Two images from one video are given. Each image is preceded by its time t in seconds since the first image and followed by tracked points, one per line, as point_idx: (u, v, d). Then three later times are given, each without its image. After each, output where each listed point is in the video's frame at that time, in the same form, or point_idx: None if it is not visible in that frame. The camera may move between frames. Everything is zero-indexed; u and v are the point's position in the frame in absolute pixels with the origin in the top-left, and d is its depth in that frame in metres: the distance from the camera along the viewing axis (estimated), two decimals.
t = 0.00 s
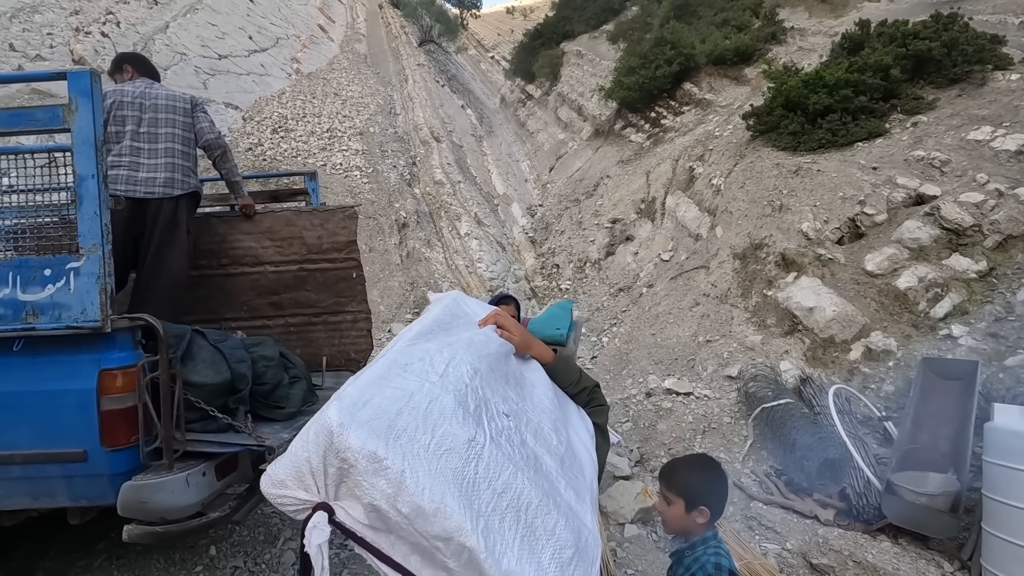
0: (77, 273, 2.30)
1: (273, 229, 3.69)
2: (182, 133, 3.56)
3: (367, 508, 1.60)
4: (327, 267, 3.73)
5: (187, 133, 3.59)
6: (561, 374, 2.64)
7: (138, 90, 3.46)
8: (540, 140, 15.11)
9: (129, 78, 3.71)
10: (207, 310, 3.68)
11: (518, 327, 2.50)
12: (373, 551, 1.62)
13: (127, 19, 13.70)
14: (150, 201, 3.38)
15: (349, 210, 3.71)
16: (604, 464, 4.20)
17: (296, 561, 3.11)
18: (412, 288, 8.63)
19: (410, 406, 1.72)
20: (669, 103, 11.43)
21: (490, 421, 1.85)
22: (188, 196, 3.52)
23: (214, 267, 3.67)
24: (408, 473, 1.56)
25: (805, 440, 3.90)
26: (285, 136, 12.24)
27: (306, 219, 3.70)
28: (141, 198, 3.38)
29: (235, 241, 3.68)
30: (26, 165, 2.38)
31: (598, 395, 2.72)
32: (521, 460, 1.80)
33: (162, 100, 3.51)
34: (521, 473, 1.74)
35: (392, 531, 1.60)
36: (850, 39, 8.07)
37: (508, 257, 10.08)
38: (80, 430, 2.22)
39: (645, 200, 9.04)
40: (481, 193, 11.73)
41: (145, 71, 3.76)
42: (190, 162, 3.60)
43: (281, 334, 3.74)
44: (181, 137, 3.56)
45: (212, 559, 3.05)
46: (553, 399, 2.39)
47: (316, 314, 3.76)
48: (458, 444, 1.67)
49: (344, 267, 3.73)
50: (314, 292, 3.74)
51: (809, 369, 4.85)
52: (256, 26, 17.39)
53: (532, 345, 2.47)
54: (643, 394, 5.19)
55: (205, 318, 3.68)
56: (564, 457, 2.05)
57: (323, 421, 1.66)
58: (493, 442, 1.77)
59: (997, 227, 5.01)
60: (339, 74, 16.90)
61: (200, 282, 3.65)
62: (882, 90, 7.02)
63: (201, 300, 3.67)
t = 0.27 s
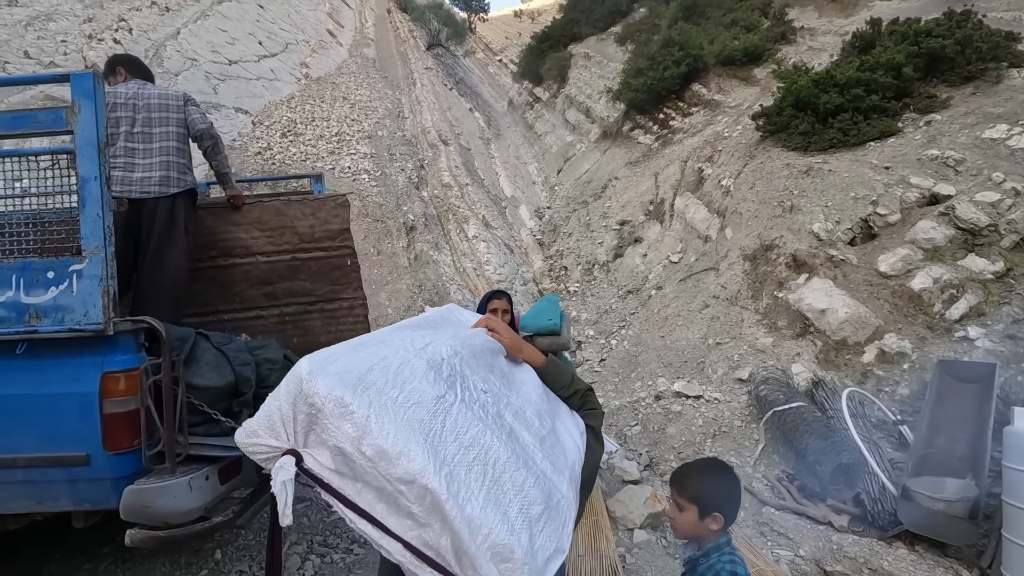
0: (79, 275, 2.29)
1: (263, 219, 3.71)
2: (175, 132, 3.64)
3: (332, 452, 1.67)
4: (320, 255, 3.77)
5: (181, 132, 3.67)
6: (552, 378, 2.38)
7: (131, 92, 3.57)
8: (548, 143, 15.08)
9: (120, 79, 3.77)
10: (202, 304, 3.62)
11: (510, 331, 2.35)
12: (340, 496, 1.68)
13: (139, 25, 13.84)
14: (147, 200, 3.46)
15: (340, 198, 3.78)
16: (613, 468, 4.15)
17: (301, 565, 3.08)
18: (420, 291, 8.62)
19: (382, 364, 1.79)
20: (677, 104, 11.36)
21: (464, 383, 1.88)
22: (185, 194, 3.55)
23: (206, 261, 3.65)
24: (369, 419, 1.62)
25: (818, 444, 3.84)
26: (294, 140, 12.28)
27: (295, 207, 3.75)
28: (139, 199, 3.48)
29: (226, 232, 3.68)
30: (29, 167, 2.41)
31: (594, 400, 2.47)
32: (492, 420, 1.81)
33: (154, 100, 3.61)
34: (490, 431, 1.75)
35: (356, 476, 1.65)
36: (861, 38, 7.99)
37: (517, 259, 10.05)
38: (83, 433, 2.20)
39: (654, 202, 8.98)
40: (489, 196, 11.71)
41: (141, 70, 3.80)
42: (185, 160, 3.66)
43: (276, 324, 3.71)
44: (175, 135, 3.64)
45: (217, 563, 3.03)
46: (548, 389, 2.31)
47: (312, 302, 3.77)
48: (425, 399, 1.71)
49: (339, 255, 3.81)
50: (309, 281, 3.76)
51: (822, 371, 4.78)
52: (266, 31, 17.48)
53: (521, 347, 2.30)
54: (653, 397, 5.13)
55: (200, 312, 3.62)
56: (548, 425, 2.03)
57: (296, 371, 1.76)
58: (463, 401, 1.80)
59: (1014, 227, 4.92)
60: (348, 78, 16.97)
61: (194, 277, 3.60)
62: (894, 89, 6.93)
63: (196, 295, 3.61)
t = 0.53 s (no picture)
0: (71, 275, 2.25)
1: (242, 205, 3.82)
2: (157, 125, 3.58)
3: (249, 423, 1.70)
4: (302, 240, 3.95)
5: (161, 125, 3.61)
6: (522, 377, 2.42)
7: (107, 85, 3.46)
8: (557, 145, 15.01)
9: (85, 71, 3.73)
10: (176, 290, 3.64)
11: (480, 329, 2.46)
12: (255, 468, 1.70)
13: (152, 33, 14.00)
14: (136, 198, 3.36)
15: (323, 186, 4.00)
16: (620, 472, 4.08)
17: (301, 570, 3.02)
18: (428, 293, 8.59)
19: (313, 347, 1.85)
20: (687, 105, 11.26)
21: (401, 368, 1.92)
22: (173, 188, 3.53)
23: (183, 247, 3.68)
24: (289, 391, 1.67)
25: (829, 448, 3.74)
26: (303, 144, 12.32)
27: (275, 194, 3.90)
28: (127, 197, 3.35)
29: (200, 216, 3.75)
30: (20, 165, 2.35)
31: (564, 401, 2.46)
32: (422, 404, 1.84)
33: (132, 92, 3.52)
34: (413, 413, 1.77)
35: (273, 449, 1.68)
36: (874, 35, 7.88)
37: (525, 261, 9.99)
38: (76, 434, 2.16)
39: (663, 203, 8.89)
40: (497, 198, 11.66)
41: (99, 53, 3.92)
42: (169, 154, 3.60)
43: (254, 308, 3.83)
44: (157, 129, 3.58)
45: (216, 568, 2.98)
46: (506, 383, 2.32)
47: (292, 287, 3.94)
48: (350, 379, 1.75)
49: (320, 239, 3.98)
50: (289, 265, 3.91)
51: (834, 374, 4.67)
52: (276, 37, 17.59)
53: (491, 345, 2.40)
54: (661, 400, 5.04)
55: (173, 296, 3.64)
56: (489, 413, 2.03)
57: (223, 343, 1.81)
58: (392, 385, 1.83)
59: None
60: (357, 82, 17.01)
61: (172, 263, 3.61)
62: (908, 87, 6.82)
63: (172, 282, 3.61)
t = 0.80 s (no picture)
0: (53, 272, 2.37)
1: (208, 202, 3.66)
2: (129, 121, 3.56)
3: (148, 409, 1.38)
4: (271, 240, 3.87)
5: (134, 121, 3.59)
6: (486, 377, 1.96)
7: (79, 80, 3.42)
8: (565, 147, 14.92)
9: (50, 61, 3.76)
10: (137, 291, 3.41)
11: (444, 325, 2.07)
12: (157, 462, 1.39)
13: (164, 38, 14.11)
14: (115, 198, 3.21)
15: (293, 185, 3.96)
16: (626, 476, 3.99)
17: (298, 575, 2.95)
18: (434, 295, 8.52)
19: (232, 326, 1.51)
20: (696, 105, 11.15)
21: (338, 357, 1.54)
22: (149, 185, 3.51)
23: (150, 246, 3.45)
24: (185, 372, 1.32)
25: (842, 452, 3.60)
26: (311, 147, 12.32)
27: (244, 190, 3.80)
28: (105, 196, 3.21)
29: (166, 213, 3.52)
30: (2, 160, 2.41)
31: (534, 404, 1.96)
32: (358, 395, 1.46)
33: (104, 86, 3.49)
34: (343, 400, 1.41)
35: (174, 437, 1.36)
36: (886, 32, 7.75)
37: (532, 263, 9.91)
38: (57, 436, 2.23)
39: (672, 204, 8.78)
40: (505, 200, 11.59)
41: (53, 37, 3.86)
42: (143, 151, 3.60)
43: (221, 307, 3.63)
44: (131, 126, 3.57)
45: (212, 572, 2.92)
46: (472, 383, 1.89)
47: (260, 287, 3.80)
48: (268, 359, 1.41)
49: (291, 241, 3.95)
50: (257, 266, 3.80)
51: (847, 377, 4.54)
52: (286, 41, 17.65)
53: (455, 343, 1.99)
54: (669, 403, 4.94)
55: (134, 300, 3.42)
56: (451, 411, 1.64)
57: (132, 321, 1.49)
58: (324, 368, 1.47)
59: None
60: (366, 86, 17.03)
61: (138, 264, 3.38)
62: (921, 83, 6.69)
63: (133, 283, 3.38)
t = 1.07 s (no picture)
0: (38, 271, 2.41)
1: (181, 210, 3.28)
2: (108, 118, 3.47)
3: (74, 382, 1.30)
4: (242, 251, 3.42)
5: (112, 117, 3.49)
6: (456, 378, 1.94)
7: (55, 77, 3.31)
8: (574, 149, 14.83)
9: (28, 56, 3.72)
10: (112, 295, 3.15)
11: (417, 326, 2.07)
12: (80, 437, 1.30)
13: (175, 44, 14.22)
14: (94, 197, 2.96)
15: (270, 196, 3.51)
16: (631, 480, 3.91)
17: None
18: (442, 298, 8.46)
19: (172, 304, 1.44)
20: (705, 106, 11.04)
21: (285, 344, 1.49)
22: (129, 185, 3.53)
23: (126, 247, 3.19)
24: (115, 343, 1.26)
25: (852, 457, 3.49)
26: (319, 151, 12.32)
27: (219, 200, 3.39)
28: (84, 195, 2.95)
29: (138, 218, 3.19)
30: None
31: (507, 407, 1.94)
32: (302, 377, 1.40)
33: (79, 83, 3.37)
34: (283, 380, 1.35)
35: (99, 411, 1.28)
36: (899, 29, 7.63)
37: (540, 265, 9.83)
38: (41, 441, 2.28)
39: (681, 205, 8.68)
40: (513, 202, 11.52)
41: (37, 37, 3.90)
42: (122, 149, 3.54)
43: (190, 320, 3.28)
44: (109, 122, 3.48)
45: None
46: (442, 383, 1.88)
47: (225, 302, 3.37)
48: (207, 336, 1.34)
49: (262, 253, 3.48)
50: (225, 277, 3.37)
51: (859, 380, 4.43)
52: (297, 46, 17.72)
53: (426, 344, 1.99)
54: (676, 406, 4.85)
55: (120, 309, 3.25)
56: (408, 405, 1.60)
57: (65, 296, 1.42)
58: (266, 350, 1.41)
59: None
60: (375, 89, 17.05)
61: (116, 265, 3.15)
62: (935, 80, 6.56)
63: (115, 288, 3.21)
